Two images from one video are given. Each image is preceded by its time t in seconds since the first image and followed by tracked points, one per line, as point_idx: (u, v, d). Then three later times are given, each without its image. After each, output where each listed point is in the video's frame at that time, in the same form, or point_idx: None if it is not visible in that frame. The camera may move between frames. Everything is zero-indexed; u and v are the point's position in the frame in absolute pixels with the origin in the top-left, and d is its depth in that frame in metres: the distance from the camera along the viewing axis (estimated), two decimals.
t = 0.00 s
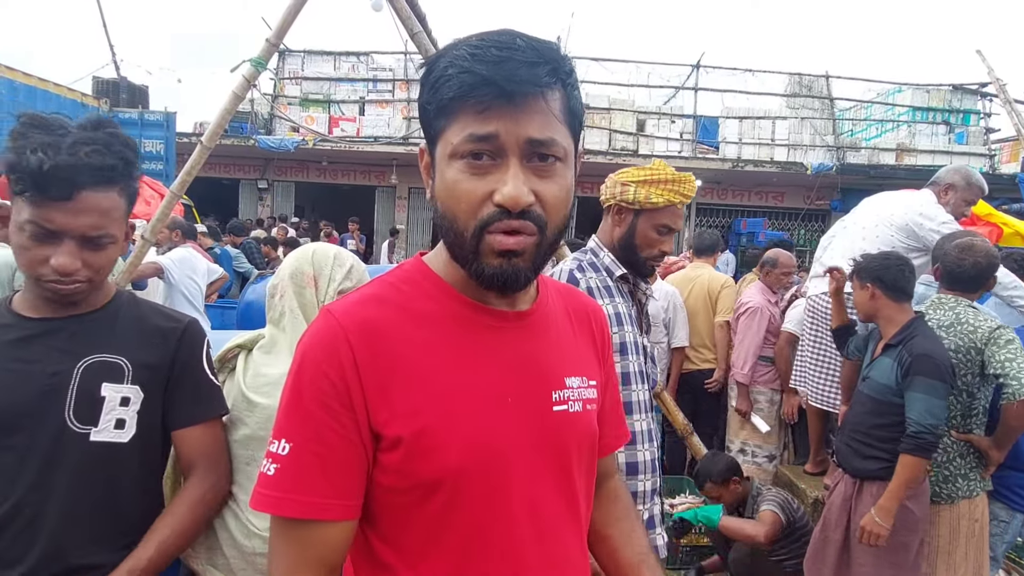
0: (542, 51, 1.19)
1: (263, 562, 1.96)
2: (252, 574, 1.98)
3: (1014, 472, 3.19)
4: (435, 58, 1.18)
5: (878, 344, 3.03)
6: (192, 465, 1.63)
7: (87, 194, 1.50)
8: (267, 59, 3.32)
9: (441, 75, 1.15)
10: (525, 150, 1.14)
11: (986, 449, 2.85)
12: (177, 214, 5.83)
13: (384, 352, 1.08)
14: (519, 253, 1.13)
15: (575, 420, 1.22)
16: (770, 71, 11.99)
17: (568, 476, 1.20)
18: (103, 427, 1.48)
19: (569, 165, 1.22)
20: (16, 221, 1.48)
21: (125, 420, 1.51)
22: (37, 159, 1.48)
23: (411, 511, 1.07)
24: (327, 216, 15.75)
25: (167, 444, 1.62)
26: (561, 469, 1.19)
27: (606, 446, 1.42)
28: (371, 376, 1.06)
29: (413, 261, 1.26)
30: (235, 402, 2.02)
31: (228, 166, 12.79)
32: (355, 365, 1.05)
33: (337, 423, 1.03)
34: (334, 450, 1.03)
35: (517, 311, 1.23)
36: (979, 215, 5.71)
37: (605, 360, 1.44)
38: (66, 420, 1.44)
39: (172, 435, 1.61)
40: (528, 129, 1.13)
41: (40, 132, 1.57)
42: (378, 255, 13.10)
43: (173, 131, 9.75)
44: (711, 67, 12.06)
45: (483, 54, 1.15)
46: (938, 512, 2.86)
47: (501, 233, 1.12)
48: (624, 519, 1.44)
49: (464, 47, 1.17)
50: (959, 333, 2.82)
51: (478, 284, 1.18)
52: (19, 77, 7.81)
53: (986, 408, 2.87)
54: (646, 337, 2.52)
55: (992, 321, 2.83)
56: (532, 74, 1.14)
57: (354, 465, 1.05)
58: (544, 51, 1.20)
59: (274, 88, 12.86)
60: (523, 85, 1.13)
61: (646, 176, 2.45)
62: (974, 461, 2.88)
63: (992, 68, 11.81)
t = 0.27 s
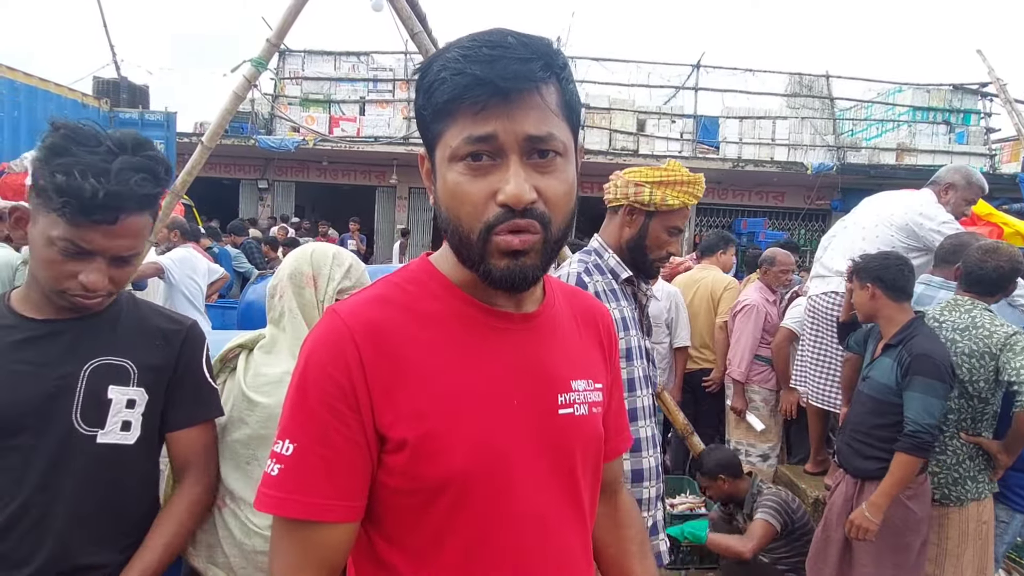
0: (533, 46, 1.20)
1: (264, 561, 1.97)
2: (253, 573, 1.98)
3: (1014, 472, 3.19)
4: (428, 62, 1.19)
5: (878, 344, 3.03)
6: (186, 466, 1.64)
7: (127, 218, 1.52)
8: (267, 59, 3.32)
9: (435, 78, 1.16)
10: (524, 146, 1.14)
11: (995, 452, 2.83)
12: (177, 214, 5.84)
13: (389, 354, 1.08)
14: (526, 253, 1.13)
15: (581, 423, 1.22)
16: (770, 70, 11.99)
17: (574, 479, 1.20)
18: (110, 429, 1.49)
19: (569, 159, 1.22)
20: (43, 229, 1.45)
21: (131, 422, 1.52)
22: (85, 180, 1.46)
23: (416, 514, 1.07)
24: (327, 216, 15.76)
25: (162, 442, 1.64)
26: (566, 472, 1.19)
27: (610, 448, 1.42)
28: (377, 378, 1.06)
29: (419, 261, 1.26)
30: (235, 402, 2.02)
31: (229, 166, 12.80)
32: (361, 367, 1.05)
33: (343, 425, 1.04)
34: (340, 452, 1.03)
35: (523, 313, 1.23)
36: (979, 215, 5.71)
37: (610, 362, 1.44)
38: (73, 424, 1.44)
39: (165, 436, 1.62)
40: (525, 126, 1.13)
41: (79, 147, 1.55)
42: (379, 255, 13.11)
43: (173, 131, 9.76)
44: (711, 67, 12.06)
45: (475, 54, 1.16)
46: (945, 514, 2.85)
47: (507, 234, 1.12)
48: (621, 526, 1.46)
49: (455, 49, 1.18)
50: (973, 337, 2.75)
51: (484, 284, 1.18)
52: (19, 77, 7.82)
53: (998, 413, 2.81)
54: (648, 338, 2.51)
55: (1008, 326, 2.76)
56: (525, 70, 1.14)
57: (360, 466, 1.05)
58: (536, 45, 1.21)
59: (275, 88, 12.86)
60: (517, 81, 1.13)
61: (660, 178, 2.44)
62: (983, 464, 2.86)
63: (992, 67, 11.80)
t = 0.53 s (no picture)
0: (541, 48, 1.19)
1: (264, 560, 1.97)
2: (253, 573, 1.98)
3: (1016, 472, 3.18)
4: (435, 63, 1.19)
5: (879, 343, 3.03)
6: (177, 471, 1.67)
7: (153, 234, 1.53)
8: (268, 59, 3.32)
9: (442, 80, 1.15)
10: (531, 150, 1.14)
11: (1004, 455, 2.79)
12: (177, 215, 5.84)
13: (394, 356, 1.08)
14: (533, 257, 1.13)
15: (586, 425, 1.22)
16: (770, 70, 11.99)
17: (579, 481, 1.19)
18: (112, 433, 1.49)
19: (577, 162, 1.22)
20: (65, 241, 1.43)
21: (133, 426, 1.52)
22: (123, 201, 1.46)
23: (420, 516, 1.07)
24: (326, 216, 15.75)
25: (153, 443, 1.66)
26: (571, 475, 1.18)
27: (616, 449, 1.42)
28: (381, 380, 1.06)
29: (426, 262, 1.25)
30: (235, 400, 2.02)
31: (229, 166, 12.79)
32: (365, 369, 1.05)
33: (347, 427, 1.03)
34: (344, 454, 1.03)
35: (529, 314, 1.23)
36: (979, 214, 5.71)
37: (616, 364, 1.44)
38: (76, 428, 1.44)
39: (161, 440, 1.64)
40: (533, 129, 1.13)
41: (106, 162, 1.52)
42: (379, 255, 13.11)
43: (173, 131, 9.76)
44: (711, 67, 12.06)
45: (482, 55, 1.15)
46: (949, 516, 2.84)
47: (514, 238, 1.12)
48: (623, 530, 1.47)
49: (462, 50, 1.17)
50: (982, 339, 2.74)
51: (491, 287, 1.17)
52: (20, 78, 7.82)
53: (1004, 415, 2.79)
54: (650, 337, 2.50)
55: (1016, 329, 2.75)
56: (533, 72, 1.14)
57: (364, 469, 1.04)
58: (544, 47, 1.20)
59: (274, 88, 12.86)
60: (525, 84, 1.12)
61: (665, 179, 2.43)
62: (990, 466, 2.84)
63: (992, 67, 11.80)
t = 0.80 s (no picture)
0: (550, 47, 1.19)
1: (265, 560, 1.96)
2: (253, 572, 1.97)
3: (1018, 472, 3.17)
4: (442, 63, 1.18)
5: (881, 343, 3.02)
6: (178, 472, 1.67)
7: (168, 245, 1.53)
8: (268, 59, 3.32)
9: (450, 80, 1.15)
10: (540, 149, 1.13)
11: (1008, 455, 2.79)
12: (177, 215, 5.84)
13: (403, 354, 1.07)
14: (541, 256, 1.13)
15: (594, 423, 1.21)
16: (770, 70, 11.98)
17: (587, 479, 1.19)
18: (121, 435, 1.49)
19: (585, 161, 1.21)
20: (79, 252, 1.41)
21: (139, 428, 1.53)
22: (140, 216, 1.45)
23: (429, 515, 1.06)
24: (327, 216, 15.73)
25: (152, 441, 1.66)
26: (580, 473, 1.18)
27: (621, 447, 1.41)
28: (390, 378, 1.05)
29: (432, 261, 1.25)
30: (234, 399, 2.01)
31: (229, 166, 12.78)
32: (375, 368, 1.04)
33: (357, 426, 1.03)
34: (354, 453, 1.02)
35: (537, 313, 1.22)
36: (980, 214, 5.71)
37: (621, 362, 1.43)
38: (86, 431, 1.44)
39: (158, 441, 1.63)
40: (542, 128, 1.12)
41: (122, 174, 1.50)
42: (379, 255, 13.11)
43: (173, 131, 9.77)
44: (711, 67, 12.05)
45: (490, 55, 1.15)
46: (954, 517, 2.83)
47: (521, 236, 1.11)
48: (627, 528, 1.46)
49: (470, 49, 1.17)
50: (984, 338, 2.73)
51: (498, 286, 1.16)
52: (20, 77, 7.81)
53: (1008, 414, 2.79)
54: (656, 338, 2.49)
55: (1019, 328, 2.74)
56: (541, 72, 1.13)
57: (373, 468, 1.04)
58: (551, 46, 1.20)
59: (275, 88, 12.85)
60: (533, 83, 1.12)
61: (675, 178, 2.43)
62: (995, 466, 2.84)
63: (993, 67, 11.80)
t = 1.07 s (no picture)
0: (561, 49, 1.18)
1: (264, 560, 1.97)
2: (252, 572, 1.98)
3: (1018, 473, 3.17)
4: (455, 62, 1.18)
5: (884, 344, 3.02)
6: (175, 473, 1.70)
7: (152, 254, 1.48)
8: (269, 59, 3.32)
9: (463, 77, 1.14)
10: (549, 148, 1.13)
11: (1010, 457, 2.79)
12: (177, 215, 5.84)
13: (416, 352, 1.07)
14: (547, 254, 1.13)
15: (600, 421, 1.22)
16: (771, 71, 11.98)
17: (595, 476, 1.19)
18: (117, 440, 1.50)
19: (592, 161, 1.21)
20: (58, 263, 1.39)
21: (134, 433, 1.54)
22: (115, 230, 1.39)
23: (443, 513, 1.06)
24: (327, 216, 15.73)
25: (146, 443, 1.69)
26: (588, 470, 1.18)
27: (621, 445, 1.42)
28: (404, 376, 1.05)
29: (439, 260, 1.24)
30: (233, 400, 2.01)
31: (229, 166, 12.78)
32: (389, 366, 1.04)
33: (373, 424, 1.02)
34: (370, 452, 1.02)
35: (543, 311, 1.22)
36: (981, 214, 5.70)
37: (621, 361, 1.44)
38: (85, 435, 1.45)
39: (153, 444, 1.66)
40: (551, 128, 1.12)
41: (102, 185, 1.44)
42: (380, 255, 13.12)
43: (173, 131, 9.76)
44: (712, 67, 12.05)
45: (503, 54, 1.14)
46: (956, 518, 2.83)
47: (527, 233, 1.12)
48: (625, 528, 1.46)
49: (483, 48, 1.16)
50: (987, 340, 2.72)
51: (505, 284, 1.17)
52: (21, 77, 7.82)
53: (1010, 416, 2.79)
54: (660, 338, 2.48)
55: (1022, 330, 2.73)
56: (552, 72, 1.13)
57: (388, 466, 1.03)
58: (563, 48, 1.19)
59: (275, 88, 12.85)
60: (545, 83, 1.11)
61: (682, 180, 2.44)
62: (997, 467, 2.84)
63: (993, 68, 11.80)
